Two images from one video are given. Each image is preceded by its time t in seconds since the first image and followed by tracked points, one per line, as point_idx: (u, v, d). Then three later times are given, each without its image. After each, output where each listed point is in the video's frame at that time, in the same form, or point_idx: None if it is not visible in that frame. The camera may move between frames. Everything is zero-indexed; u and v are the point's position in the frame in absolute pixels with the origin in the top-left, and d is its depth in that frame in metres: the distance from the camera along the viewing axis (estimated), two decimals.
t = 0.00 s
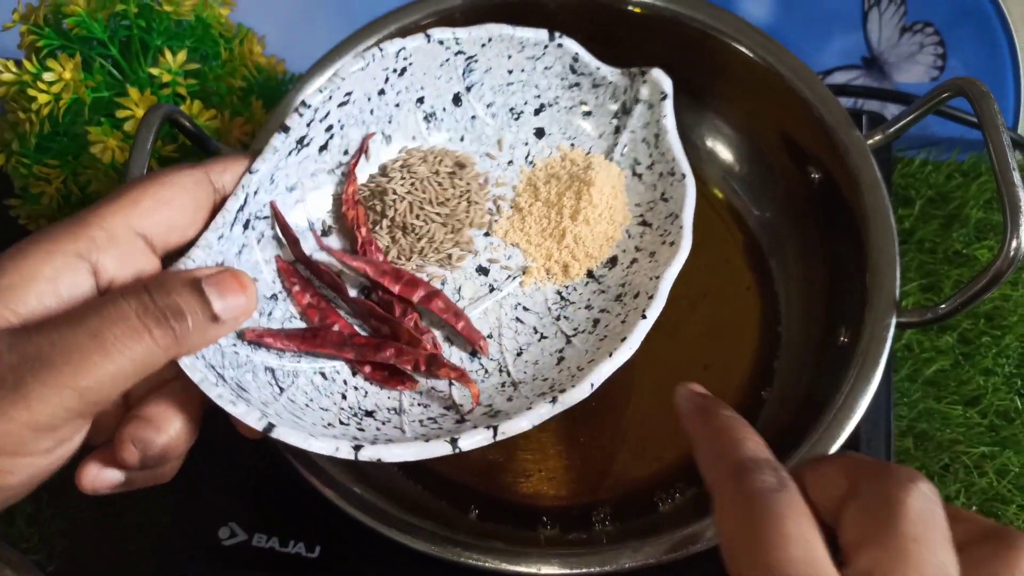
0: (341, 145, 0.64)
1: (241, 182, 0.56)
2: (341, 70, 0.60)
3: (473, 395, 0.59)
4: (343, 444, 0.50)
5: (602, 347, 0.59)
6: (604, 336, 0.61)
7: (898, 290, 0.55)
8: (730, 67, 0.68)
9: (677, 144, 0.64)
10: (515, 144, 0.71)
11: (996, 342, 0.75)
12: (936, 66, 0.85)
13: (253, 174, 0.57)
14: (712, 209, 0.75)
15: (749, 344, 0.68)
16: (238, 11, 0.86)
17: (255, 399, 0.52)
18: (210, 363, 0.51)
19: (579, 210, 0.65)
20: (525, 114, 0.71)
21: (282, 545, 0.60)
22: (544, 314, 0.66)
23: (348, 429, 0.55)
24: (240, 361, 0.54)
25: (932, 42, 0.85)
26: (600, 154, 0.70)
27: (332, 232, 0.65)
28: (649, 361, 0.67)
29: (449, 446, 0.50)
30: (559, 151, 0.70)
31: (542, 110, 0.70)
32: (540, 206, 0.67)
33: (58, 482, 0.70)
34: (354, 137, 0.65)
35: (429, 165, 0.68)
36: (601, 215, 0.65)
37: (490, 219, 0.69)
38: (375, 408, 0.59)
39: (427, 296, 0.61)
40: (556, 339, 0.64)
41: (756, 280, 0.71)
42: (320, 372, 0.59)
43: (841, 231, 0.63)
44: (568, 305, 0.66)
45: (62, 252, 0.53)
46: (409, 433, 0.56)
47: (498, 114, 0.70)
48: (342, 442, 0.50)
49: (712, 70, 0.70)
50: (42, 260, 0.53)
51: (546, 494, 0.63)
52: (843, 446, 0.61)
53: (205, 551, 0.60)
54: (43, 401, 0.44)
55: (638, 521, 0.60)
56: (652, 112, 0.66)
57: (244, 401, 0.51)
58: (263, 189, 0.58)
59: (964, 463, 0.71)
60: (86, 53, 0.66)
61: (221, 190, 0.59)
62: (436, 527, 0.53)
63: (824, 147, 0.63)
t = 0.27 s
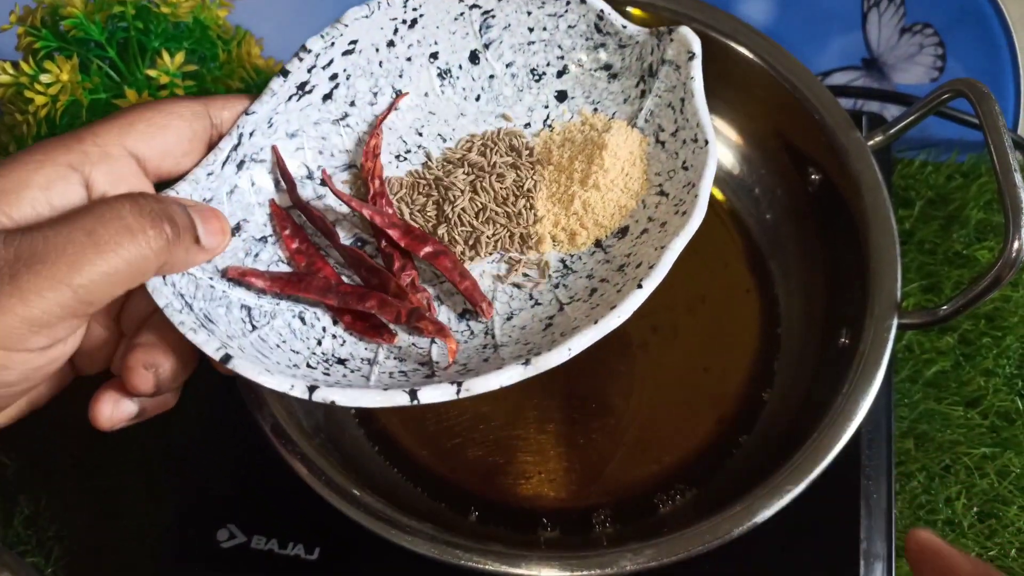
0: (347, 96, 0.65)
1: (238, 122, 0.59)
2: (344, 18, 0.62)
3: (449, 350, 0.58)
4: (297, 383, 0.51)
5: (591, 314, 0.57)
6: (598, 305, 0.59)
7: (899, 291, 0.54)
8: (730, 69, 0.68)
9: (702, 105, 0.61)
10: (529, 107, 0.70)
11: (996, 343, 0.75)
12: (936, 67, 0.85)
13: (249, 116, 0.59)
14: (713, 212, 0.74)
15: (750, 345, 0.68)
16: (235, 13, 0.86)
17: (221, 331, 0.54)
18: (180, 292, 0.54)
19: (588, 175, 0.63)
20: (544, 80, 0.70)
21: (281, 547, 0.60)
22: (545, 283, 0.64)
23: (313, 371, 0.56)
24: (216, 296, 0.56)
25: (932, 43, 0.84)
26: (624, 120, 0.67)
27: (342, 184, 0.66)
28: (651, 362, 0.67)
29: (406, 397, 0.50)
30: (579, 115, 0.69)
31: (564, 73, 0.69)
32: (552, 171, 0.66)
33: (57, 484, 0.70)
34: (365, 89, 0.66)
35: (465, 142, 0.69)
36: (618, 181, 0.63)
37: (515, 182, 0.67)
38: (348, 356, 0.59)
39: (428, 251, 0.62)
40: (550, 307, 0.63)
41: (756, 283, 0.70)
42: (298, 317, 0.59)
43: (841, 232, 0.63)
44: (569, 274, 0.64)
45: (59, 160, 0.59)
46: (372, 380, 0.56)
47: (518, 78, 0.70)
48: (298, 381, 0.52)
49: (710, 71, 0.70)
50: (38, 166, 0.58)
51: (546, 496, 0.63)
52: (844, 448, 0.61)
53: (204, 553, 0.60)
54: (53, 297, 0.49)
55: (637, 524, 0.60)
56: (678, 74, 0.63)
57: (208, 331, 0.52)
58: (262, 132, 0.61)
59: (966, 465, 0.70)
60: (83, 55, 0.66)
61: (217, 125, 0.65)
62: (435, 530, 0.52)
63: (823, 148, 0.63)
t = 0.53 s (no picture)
0: (318, 25, 0.61)
1: (211, 57, 0.55)
2: None
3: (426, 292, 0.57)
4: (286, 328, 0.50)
5: (557, 260, 0.58)
6: (561, 249, 0.59)
7: (904, 285, 0.54)
8: (732, 61, 0.67)
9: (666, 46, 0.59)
10: (502, 37, 0.66)
11: (999, 338, 0.74)
12: (939, 60, 0.84)
13: (222, 50, 0.56)
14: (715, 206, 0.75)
15: (751, 340, 0.68)
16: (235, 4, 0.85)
17: (208, 276, 0.52)
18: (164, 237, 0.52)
19: (557, 116, 0.61)
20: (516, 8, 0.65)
21: (280, 541, 0.60)
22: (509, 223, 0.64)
23: (297, 312, 0.55)
24: (197, 239, 0.54)
25: (935, 37, 0.84)
26: (592, 57, 0.65)
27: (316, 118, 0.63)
28: (652, 359, 0.67)
29: (388, 341, 0.50)
30: (547, 49, 0.66)
31: (535, 4, 0.65)
32: (520, 110, 0.64)
33: (56, 478, 0.69)
34: (336, 17, 0.62)
35: (433, 75, 0.66)
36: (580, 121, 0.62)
37: (482, 118, 0.64)
38: (327, 294, 0.58)
39: (402, 190, 0.60)
40: (514, 246, 0.63)
41: (759, 277, 0.71)
42: (277, 254, 0.58)
43: (843, 227, 0.62)
44: (534, 212, 0.64)
45: (56, 111, 0.57)
46: (354, 321, 0.55)
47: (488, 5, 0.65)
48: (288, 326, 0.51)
49: (712, 64, 0.70)
50: (36, 119, 0.56)
51: (546, 490, 0.62)
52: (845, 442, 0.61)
53: (201, 548, 0.59)
54: (85, 260, 0.48)
55: (638, 519, 0.60)
56: (647, 18, 0.61)
57: (195, 279, 0.51)
58: (234, 65, 0.57)
59: (967, 460, 0.70)
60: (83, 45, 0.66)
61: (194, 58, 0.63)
62: (435, 522, 0.51)
63: (826, 141, 0.62)
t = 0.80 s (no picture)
0: None
1: None
2: None
3: (387, 226, 0.56)
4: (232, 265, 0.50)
5: (515, 190, 0.55)
6: (518, 181, 0.56)
7: (898, 289, 0.54)
8: (726, 66, 0.67)
9: None
10: None
11: (993, 342, 0.74)
12: (932, 66, 0.85)
13: None
14: (709, 211, 0.75)
15: (745, 345, 0.68)
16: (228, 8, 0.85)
17: (150, 215, 0.51)
18: (103, 176, 0.51)
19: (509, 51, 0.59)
20: None
21: (274, 548, 0.59)
22: (461, 151, 0.60)
23: (245, 251, 0.53)
24: (137, 179, 0.53)
25: (928, 42, 0.85)
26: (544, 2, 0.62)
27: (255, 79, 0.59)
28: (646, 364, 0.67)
29: (339, 273, 0.49)
30: None
31: None
32: (470, 49, 0.61)
33: (49, 484, 0.69)
34: None
35: (390, 28, 0.62)
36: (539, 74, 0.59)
37: (441, 70, 0.60)
38: (277, 235, 0.56)
39: (351, 131, 0.57)
40: (470, 182, 0.59)
41: (754, 282, 0.71)
42: (224, 195, 0.56)
43: (838, 232, 0.62)
44: (489, 149, 0.60)
45: None
46: (304, 259, 0.53)
47: None
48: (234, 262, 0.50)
49: (707, 69, 0.70)
50: None
51: (542, 496, 0.62)
52: (840, 447, 0.61)
53: (193, 555, 0.59)
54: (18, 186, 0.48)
55: (634, 524, 0.59)
56: None
57: (136, 216, 0.50)
58: (172, 5, 0.57)
59: (962, 465, 0.70)
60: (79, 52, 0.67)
61: None
62: (430, 528, 0.51)
63: (821, 147, 0.62)
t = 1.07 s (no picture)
0: None
1: None
2: None
3: (346, 205, 0.54)
4: (190, 232, 0.48)
5: (467, 180, 0.54)
6: (472, 169, 0.55)
7: (895, 294, 0.54)
8: (725, 71, 0.67)
9: None
10: None
11: (991, 345, 0.75)
12: (930, 68, 0.85)
13: None
14: (707, 215, 0.76)
15: (744, 348, 0.68)
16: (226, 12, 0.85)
17: (107, 175, 0.50)
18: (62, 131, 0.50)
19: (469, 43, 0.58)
20: None
21: (275, 553, 0.60)
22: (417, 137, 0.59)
23: (201, 220, 0.51)
24: (97, 140, 0.52)
25: (926, 45, 0.85)
26: None
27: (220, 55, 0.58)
28: (645, 368, 0.67)
29: (295, 249, 0.48)
30: None
31: None
32: (432, 39, 0.60)
33: (49, 490, 0.69)
34: None
35: (354, 10, 0.62)
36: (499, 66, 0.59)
37: (402, 56, 0.60)
38: (234, 207, 0.54)
39: (315, 108, 0.57)
40: (426, 168, 0.59)
41: (752, 285, 0.72)
42: (182, 162, 0.55)
43: (835, 235, 0.62)
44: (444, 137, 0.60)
45: None
46: (261, 232, 0.52)
47: None
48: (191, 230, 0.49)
49: (705, 73, 0.70)
50: None
51: (541, 501, 0.62)
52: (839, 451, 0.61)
53: (194, 560, 0.59)
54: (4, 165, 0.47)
55: (634, 528, 0.60)
56: None
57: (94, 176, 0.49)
58: None
59: (962, 467, 0.70)
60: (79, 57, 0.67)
61: None
62: (429, 534, 0.51)
63: (819, 151, 0.62)
